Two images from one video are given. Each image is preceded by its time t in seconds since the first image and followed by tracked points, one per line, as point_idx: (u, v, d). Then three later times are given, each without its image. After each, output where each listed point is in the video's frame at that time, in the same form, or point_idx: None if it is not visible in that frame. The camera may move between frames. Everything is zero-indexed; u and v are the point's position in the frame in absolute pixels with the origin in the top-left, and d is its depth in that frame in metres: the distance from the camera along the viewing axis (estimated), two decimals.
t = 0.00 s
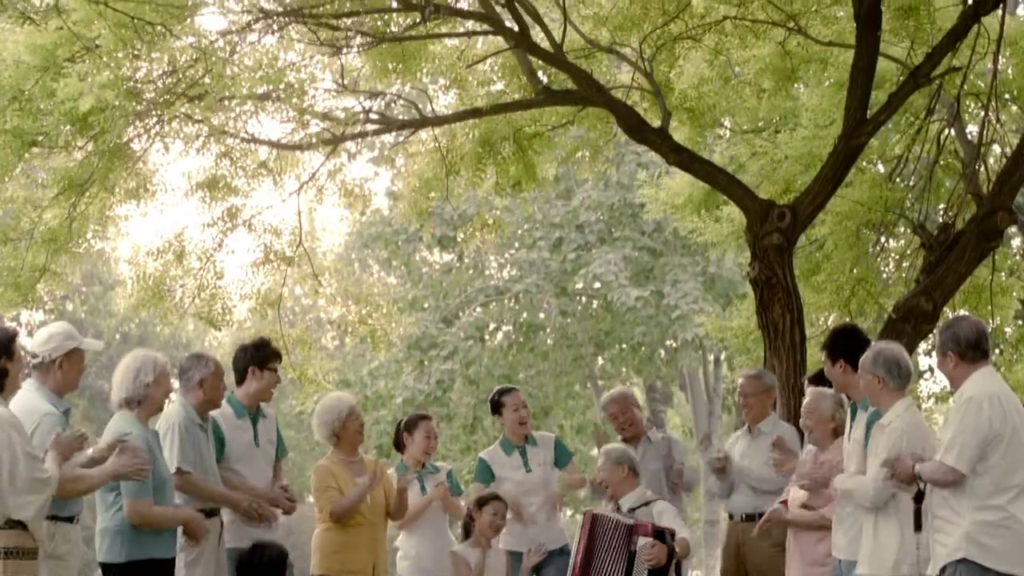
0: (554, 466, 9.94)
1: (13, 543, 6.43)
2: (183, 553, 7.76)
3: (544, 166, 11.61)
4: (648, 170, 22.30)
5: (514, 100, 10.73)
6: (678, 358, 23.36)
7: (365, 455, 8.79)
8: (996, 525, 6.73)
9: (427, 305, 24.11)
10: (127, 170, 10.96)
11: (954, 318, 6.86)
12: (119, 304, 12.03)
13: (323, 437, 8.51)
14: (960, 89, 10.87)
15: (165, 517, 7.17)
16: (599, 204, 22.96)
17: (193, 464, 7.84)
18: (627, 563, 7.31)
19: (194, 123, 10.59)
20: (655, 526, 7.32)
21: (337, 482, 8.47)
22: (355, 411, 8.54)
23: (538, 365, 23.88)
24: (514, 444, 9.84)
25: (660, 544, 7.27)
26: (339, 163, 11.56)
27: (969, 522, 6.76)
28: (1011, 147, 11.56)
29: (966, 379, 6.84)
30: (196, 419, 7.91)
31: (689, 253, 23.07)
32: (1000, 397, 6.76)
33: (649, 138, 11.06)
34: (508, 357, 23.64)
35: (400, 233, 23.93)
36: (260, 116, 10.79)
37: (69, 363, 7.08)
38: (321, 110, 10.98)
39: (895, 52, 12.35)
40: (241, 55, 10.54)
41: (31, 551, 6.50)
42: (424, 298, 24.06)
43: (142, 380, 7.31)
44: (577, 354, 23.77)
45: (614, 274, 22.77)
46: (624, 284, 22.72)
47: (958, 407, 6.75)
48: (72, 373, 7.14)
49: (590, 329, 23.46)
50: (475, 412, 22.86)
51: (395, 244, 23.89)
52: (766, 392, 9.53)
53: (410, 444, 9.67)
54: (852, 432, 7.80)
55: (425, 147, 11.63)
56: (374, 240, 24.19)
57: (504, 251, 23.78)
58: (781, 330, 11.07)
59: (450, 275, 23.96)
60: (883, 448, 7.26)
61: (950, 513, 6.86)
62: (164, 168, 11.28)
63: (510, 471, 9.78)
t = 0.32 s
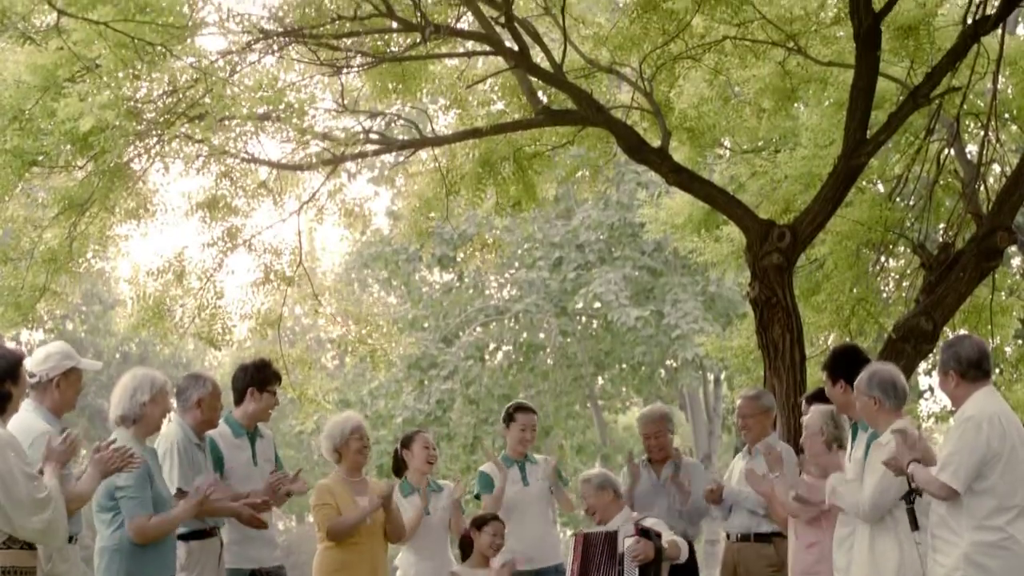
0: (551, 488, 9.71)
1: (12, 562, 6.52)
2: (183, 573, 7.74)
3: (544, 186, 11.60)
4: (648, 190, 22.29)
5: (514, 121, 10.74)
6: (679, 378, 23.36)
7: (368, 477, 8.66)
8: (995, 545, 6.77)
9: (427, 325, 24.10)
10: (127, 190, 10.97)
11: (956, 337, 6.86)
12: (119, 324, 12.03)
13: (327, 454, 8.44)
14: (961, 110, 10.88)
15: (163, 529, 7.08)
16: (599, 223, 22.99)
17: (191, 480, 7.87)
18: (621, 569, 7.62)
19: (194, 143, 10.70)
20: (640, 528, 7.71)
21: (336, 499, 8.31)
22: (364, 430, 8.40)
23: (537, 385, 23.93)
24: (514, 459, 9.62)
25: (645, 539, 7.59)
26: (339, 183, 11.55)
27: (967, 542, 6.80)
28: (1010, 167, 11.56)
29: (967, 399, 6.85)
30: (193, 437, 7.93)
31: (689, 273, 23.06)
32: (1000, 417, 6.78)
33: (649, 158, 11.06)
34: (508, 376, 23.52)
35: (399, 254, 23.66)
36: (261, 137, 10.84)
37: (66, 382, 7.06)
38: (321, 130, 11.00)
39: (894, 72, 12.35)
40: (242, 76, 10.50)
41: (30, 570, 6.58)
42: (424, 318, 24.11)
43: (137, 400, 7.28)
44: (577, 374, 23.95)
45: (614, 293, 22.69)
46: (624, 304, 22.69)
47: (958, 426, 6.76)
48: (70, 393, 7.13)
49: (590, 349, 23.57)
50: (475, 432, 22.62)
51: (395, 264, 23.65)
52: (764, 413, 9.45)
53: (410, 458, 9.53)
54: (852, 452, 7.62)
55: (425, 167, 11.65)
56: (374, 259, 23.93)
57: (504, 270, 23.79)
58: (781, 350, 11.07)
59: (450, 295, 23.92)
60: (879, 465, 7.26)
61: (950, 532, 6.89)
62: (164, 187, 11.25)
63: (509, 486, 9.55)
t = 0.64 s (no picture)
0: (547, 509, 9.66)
1: None
2: None
3: (544, 209, 11.61)
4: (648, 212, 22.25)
5: (514, 143, 10.76)
6: (679, 399, 23.35)
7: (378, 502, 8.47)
8: (997, 566, 6.64)
9: (427, 346, 24.12)
10: (127, 212, 10.98)
11: (956, 358, 6.69)
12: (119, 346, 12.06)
13: (347, 472, 8.26)
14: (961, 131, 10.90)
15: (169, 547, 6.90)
16: (599, 245, 22.87)
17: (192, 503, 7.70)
18: None
19: (194, 165, 10.77)
20: (621, 546, 7.27)
21: (347, 517, 8.12)
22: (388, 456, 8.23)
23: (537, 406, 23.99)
24: (513, 483, 9.52)
25: (626, 556, 7.17)
26: (339, 205, 11.56)
27: (969, 562, 6.68)
28: (1011, 188, 11.55)
29: (968, 420, 6.67)
30: (192, 459, 7.73)
31: (689, 294, 23.04)
32: (1001, 437, 6.62)
33: (649, 180, 11.06)
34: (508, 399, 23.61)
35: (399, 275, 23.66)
36: (261, 160, 10.86)
37: (66, 404, 6.96)
38: (321, 153, 11.06)
39: (893, 93, 12.36)
40: (242, 98, 10.52)
41: None
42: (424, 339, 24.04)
43: (143, 422, 6.94)
44: (577, 396, 23.89)
45: (614, 314, 22.64)
46: (624, 325, 22.66)
47: (957, 446, 6.61)
48: (69, 415, 7.04)
49: (589, 369, 23.46)
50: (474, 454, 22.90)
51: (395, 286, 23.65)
52: (762, 434, 9.03)
53: (410, 480, 9.36)
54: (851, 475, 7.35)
55: (425, 189, 11.68)
56: (375, 280, 23.91)
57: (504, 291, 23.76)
58: (781, 372, 11.07)
59: (450, 316, 23.96)
60: (875, 487, 7.04)
61: (950, 552, 6.77)
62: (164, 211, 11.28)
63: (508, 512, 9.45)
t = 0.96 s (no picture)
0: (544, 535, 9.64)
1: None
2: None
3: (544, 227, 11.63)
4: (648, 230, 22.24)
5: (514, 161, 10.77)
6: (679, 417, 23.42)
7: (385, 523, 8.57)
8: None
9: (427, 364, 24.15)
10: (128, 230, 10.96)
11: (957, 377, 6.56)
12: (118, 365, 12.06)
13: (352, 492, 8.37)
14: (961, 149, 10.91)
15: None
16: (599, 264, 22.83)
17: (188, 523, 7.61)
18: None
19: (193, 184, 10.60)
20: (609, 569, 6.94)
21: (354, 536, 8.25)
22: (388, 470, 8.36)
23: (538, 425, 23.97)
24: (511, 507, 9.52)
25: None
26: (340, 223, 11.56)
27: None
28: (1010, 207, 11.56)
29: (968, 440, 6.54)
30: (188, 478, 7.65)
31: (689, 312, 23.05)
32: (1003, 457, 6.49)
33: (649, 198, 11.08)
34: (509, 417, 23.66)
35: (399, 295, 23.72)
36: (261, 178, 10.72)
37: (69, 425, 6.75)
38: (321, 170, 11.00)
39: (893, 111, 12.39)
40: (242, 115, 10.53)
41: None
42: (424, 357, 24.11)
43: (138, 441, 6.82)
44: (577, 414, 23.99)
45: (614, 331, 22.64)
46: (624, 342, 22.64)
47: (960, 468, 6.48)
48: (73, 436, 6.81)
49: (590, 387, 23.64)
50: (476, 472, 22.71)
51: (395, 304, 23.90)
52: (766, 451, 8.93)
53: (410, 501, 9.21)
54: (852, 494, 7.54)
55: (425, 209, 11.69)
56: (374, 300, 24.29)
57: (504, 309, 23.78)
58: (781, 390, 11.08)
59: (450, 334, 23.96)
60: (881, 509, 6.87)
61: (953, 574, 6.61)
62: (165, 229, 11.28)
63: (506, 535, 9.45)
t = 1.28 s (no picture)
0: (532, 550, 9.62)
1: None
2: None
3: (544, 246, 11.64)
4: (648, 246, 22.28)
5: (514, 181, 10.79)
6: (679, 436, 23.63)
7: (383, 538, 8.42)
8: None
9: (427, 382, 24.16)
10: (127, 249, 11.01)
11: (960, 394, 6.51)
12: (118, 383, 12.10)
13: (346, 511, 8.22)
14: (961, 170, 10.90)
15: None
16: (599, 282, 22.86)
17: (189, 545, 7.31)
18: None
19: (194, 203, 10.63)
20: None
21: (348, 559, 8.11)
22: (380, 490, 8.20)
23: (538, 444, 24.10)
24: (501, 526, 9.46)
25: None
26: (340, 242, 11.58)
27: None
28: (1010, 226, 11.56)
29: (968, 457, 6.47)
30: (184, 499, 7.37)
31: (689, 331, 23.13)
32: (1002, 475, 6.42)
33: (649, 219, 11.08)
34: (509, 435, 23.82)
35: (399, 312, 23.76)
36: (261, 197, 10.80)
37: (69, 444, 6.64)
38: (321, 190, 11.03)
39: (893, 130, 12.39)
40: (242, 135, 10.55)
41: None
42: (424, 376, 24.11)
43: (133, 459, 6.74)
44: (577, 433, 24.02)
45: (614, 350, 22.76)
46: (624, 361, 22.76)
47: (958, 484, 6.42)
48: (74, 454, 6.70)
49: (589, 407, 23.62)
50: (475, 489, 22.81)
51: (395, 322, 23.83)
52: (759, 472, 8.89)
53: (418, 515, 9.05)
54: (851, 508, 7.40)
55: (425, 228, 11.73)
56: (374, 317, 24.21)
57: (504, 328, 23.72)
58: (781, 409, 11.08)
59: (450, 352, 23.86)
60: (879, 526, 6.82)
61: None
62: (164, 247, 11.30)
63: (499, 555, 9.39)
